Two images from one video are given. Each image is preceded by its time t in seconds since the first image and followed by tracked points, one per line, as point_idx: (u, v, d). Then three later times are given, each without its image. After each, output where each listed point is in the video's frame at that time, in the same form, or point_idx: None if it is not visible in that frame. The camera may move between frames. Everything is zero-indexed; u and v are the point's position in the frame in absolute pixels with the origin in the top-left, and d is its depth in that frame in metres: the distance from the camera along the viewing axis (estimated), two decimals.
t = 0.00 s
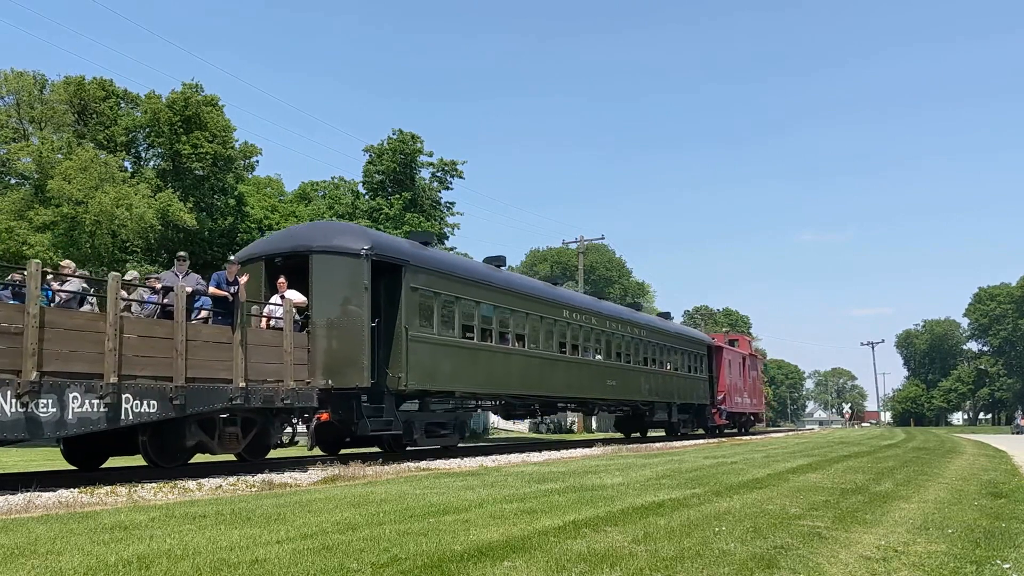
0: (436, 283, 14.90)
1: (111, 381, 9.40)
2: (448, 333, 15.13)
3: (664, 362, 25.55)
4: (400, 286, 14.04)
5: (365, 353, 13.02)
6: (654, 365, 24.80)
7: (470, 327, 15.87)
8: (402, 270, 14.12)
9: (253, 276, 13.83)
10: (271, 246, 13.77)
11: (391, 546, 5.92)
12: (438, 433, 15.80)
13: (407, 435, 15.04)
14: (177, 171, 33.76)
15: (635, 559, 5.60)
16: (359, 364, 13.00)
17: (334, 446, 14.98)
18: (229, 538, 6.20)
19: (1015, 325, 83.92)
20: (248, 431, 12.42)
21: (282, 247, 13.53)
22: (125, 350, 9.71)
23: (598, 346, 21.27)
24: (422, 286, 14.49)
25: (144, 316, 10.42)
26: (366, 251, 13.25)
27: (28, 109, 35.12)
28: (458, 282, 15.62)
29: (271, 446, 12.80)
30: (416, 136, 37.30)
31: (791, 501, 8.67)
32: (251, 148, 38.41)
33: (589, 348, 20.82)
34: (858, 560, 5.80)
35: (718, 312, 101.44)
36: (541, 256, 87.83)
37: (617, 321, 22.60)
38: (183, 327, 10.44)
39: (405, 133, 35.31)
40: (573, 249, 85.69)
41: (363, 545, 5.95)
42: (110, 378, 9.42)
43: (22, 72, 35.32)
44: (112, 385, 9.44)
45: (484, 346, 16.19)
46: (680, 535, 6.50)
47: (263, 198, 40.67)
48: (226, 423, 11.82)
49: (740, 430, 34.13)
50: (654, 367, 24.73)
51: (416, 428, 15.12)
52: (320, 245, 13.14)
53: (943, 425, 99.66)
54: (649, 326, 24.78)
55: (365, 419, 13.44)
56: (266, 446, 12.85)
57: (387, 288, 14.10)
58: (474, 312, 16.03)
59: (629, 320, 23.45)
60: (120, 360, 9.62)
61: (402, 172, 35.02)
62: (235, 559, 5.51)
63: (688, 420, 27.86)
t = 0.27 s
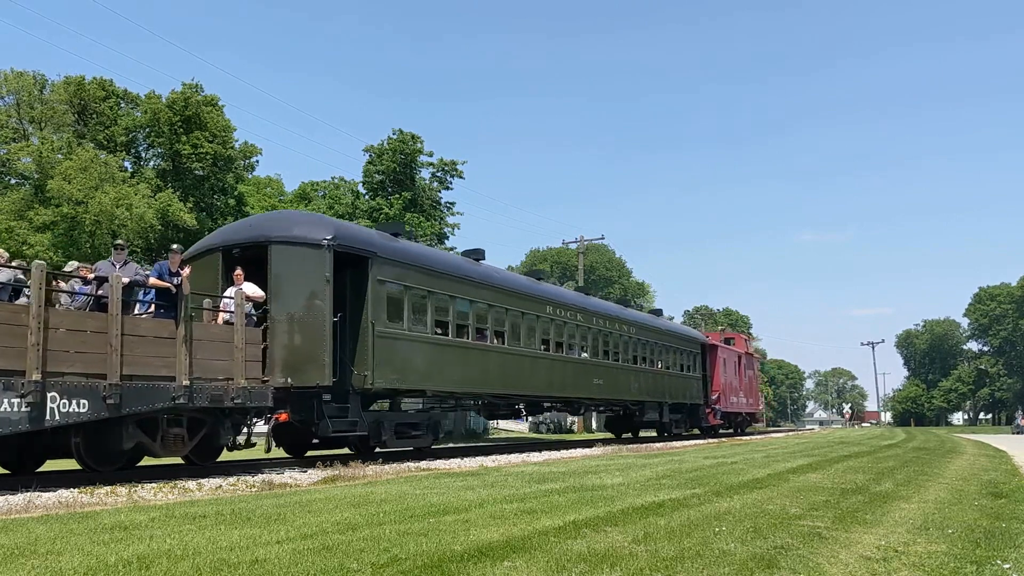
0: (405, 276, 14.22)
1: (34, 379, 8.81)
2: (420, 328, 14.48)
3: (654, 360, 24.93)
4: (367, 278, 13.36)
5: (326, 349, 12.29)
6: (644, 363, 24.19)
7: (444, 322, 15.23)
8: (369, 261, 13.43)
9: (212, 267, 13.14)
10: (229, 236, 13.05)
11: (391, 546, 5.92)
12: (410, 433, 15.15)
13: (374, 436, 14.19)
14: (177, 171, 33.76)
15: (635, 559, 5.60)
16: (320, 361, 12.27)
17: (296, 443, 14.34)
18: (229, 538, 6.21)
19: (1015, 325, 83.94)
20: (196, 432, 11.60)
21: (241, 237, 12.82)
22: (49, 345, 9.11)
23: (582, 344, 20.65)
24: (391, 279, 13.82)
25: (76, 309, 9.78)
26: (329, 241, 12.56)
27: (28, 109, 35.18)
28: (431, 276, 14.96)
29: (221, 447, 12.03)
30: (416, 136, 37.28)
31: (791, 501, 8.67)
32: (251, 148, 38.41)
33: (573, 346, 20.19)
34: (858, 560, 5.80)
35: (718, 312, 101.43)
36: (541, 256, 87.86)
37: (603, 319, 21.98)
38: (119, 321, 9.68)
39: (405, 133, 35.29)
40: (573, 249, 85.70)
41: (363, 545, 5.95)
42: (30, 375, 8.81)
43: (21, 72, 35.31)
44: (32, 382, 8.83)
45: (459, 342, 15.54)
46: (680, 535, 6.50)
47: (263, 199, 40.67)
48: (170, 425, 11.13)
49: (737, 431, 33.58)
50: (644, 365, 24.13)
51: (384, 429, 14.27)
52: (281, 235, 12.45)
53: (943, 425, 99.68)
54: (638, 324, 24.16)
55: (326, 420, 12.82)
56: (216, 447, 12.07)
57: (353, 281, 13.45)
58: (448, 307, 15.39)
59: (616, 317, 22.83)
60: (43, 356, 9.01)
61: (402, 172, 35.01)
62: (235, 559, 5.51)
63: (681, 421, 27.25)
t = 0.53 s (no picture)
0: (374, 269, 13.41)
1: None
2: (389, 324, 13.68)
3: (647, 359, 24.14)
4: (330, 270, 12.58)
5: (283, 345, 11.51)
6: (637, 362, 23.39)
7: (416, 317, 14.45)
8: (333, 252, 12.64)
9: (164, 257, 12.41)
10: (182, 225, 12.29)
11: (390, 546, 5.92)
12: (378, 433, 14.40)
13: (338, 437, 13.52)
14: (177, 171, 33.74)
15: (635, 559, 5.60)
16: (275, 358, 11.49)
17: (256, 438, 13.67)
18: (229, 538, 6.20)
19: (1015, 325, 83.95)
20: (135, 433, 10.88)
21: (195, 226, 12.07)
22: None
23: (569, 342, 19.87)
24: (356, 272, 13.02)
25: None
26: (286, 230, 11.78)
27: (28, 109, 35.15)
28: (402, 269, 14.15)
29: (164, 450, 11.29)
30: (416, 136, 37.28)
31: (791, 501, 8.66)
32: (251, 148, 38.41)
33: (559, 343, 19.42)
34: (858, 560, 5.80)
35: (718, 312, 101.43)
36: (541, 256, 87.92)
37: (592, 316, 21.17)
38: (43, 313, 9.00)
39: (405, 133, 35.25)
40: (573, 249, 85.72)
41: (363, 545, 5.94)
42: None
43: (21, 72, 35.31)
44: None
45: (432, 339, 14.75)
46: (680, 535, 6.49)
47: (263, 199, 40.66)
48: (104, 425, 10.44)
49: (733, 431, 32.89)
50: (637, 365, 23.33)
51: (349, 429, 13.54)
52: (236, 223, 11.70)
53: (943, 425, 99.71)
54: (631, 321, 23.34)
55: (281, 420, 12.02)
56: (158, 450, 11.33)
57: (316, 273, 12.68)
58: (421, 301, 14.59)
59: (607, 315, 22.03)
60: None
61: (402, 172, 35.00)
62: (235, 559, 5.51)
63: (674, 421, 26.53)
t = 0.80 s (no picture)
0: (336, 261, 12.67)
1: None
2: (353, 320, 12.96)
3: (635, 357, 23.50)
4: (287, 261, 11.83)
5: (233, 342, 10.76)
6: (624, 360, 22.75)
7: (384, 311, 13.72)
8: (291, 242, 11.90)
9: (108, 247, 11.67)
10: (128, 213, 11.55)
11: (390, 546, 5.92)
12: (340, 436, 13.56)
13: (296, 438, 12.46)
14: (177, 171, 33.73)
15: (635, 559, 5.60)
16: (226, 355, 10.74)
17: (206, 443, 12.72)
18: (229, 538, 6.20)
19: (1015, 325, 83.98)
20: (65, 434, 9.94)
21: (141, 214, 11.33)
22: None
23: (550, 339, 19.19)
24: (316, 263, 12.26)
25: None
26: (237, 217, 11.02)
27: (28, 109, 35.20)
28: (368, 261, 13.40)
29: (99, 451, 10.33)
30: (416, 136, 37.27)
31: (791, 501, 8.66)
32: (251, 148, 38.41)
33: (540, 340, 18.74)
34: (858, 560, 5.80)
35: (718, 312, 101.45)
36: (541, 256, 87.98)
37: (574, 312, 20.50)
38: None
39: (405, 133, 35.23)
40: (573, 249, 85.76)
41: (363, 545, 5.95)
42: None
43: (21, 72, 35.37)
44: None
45: (401, 334, 14.03)
46: (680, 535, 6.49)
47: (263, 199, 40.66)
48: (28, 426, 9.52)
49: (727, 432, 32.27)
50: (624, 363, 22.68)
51: (308, 430, 12.62)
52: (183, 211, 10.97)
53: (943, 425, 99.74)
54: (617, 318, 22.68)
55: (231, 421, 11.08)
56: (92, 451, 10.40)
57: (272, 264, 11.93)
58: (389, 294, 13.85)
59: (592, 311, 21.37)
60: None
61: (402, 172, 34.98)
62: (235, 559, 5.51)
63: (665, 421, 25.91)
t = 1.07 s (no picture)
0: (294, 252, 12.04)
1: None
2: (314, 314, 12.34)
3: (624, 355, 22.89)
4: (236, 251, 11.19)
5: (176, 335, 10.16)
6: (612, 358, 22.15)
7: (349, 306, 13.09)
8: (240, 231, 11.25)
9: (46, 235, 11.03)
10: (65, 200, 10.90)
11: (391, 546, 5.92)
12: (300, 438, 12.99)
13: (249, 440, 11.96)
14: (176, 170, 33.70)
15: (635, 559, 5.60)
16: (167, 349, 10.12)
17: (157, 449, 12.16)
18: (229, 538, 6.20)
19: (1015, 325, 84.00)
20: None
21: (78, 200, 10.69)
22: None
23: (532, 335, 18.57)
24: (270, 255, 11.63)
25: None
26: (180, 203, 10.44)
27: (28, 109, 35.26)
28: (331, 253, 12.77)
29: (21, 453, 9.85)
30: (416, 136, 37.25)
31: (791, 500, 8.66)
32: (251, 148, 38.41)
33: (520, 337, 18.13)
34: (858, 560, 5.80)
35: (718, 312, 101.42)
36: (541, 256, 88.04)
37: (559, 308, 19.88)
38: None
39: (405, 133, 35.20)
40: (572, 249, 85.78)
41: (363, 545, 5.94)
42: None
43: (21, 72, 35.49)
44: None
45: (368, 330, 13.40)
46: (681, 535, 6.49)
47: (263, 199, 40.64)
48: None
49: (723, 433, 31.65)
50: (613, 361, 22.08)
51: (262, 431, 12.03)
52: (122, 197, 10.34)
53: (943, 425, 99.76)
54: (605, 315, 22.06)
55: (173, 420, 10.47)
56: (14, 454, 9.93)
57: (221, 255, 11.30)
58: (355, 288, 13.21)
59: (578, 308, 20.75)
60: None
61: (402, 172, 34.96)
62: (235, 559, 5.50)
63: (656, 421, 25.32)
